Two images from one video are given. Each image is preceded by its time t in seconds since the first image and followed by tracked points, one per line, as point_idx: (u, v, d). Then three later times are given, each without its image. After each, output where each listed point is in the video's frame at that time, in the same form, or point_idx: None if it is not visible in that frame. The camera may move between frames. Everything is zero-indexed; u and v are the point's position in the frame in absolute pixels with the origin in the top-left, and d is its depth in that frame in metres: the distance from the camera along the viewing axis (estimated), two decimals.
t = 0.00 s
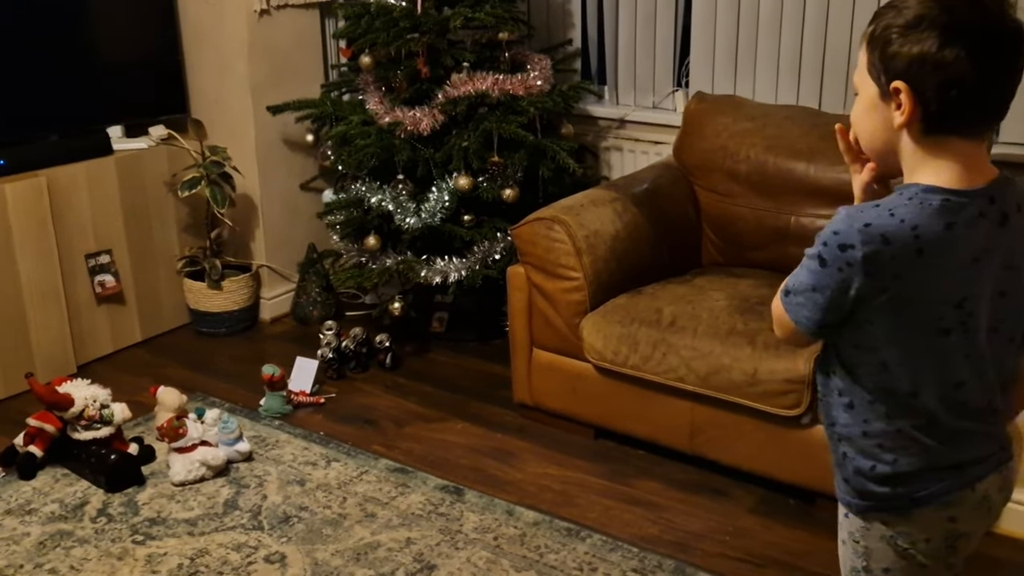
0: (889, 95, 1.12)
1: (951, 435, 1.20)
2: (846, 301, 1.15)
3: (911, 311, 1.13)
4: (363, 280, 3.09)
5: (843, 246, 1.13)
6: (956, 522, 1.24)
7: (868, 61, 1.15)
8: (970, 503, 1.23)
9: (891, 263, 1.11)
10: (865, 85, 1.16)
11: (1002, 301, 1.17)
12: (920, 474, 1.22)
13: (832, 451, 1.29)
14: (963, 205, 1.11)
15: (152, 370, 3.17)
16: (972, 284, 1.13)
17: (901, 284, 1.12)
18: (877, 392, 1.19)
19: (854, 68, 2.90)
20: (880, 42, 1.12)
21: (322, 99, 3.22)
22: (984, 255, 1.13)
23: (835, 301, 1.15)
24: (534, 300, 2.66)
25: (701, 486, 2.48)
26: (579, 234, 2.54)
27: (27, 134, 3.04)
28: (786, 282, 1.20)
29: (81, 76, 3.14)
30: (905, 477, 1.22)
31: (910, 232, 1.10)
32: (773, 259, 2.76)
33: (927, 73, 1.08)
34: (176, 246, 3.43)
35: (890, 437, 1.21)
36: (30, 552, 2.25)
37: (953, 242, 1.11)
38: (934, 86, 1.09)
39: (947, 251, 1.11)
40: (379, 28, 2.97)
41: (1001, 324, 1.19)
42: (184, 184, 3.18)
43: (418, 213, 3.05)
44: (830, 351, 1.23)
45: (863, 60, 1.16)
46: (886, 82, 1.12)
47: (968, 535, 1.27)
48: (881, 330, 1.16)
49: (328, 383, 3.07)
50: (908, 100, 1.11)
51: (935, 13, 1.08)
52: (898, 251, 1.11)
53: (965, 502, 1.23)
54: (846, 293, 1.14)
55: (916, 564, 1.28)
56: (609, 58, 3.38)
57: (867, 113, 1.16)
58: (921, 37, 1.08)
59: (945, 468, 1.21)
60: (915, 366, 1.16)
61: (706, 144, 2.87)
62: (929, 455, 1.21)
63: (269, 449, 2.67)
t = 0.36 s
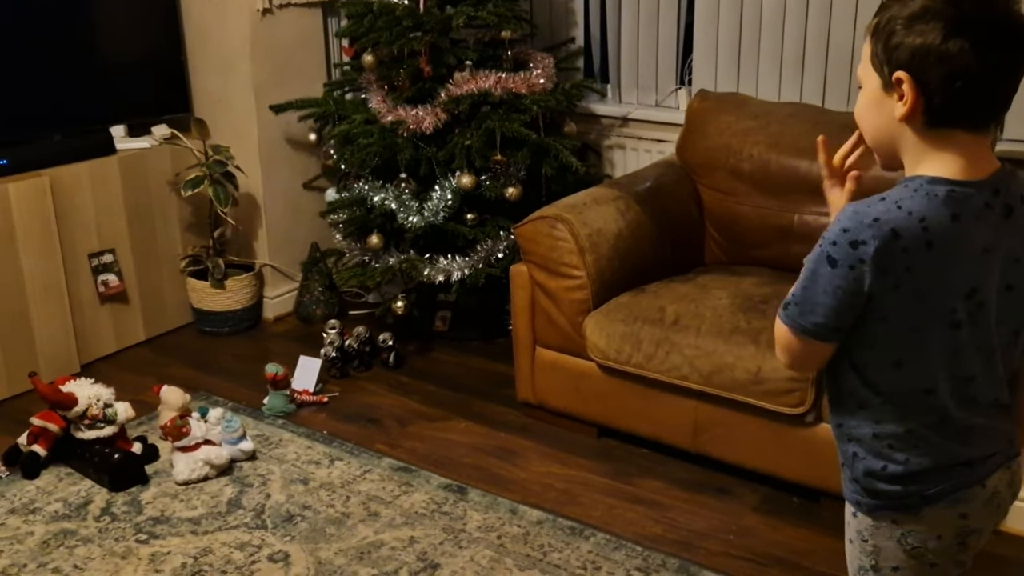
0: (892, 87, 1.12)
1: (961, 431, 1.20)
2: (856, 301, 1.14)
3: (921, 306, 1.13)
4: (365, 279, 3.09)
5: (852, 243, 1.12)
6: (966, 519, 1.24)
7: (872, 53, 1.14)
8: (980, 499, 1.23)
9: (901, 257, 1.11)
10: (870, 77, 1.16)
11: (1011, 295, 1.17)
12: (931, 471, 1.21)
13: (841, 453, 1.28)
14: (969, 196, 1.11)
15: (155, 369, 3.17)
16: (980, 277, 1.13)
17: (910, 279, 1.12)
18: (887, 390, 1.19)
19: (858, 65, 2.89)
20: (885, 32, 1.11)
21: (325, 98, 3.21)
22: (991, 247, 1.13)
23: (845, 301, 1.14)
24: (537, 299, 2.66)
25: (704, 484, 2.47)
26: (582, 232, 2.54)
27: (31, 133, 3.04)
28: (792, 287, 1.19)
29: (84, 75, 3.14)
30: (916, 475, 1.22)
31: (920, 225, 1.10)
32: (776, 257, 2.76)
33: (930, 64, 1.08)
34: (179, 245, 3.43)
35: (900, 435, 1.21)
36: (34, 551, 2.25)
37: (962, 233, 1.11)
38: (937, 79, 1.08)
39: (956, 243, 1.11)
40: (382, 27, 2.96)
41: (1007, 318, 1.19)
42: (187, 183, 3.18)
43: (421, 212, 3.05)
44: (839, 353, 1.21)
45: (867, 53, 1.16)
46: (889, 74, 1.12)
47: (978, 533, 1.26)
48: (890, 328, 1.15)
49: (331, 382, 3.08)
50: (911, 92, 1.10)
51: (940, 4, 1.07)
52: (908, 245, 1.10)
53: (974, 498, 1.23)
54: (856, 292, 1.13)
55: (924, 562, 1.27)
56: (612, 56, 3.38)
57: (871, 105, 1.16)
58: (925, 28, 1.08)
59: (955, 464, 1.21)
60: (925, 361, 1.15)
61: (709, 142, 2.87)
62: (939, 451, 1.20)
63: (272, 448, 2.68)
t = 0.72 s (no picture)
0: (866, 92, 1.12)
1: (964, 432, 1.19)
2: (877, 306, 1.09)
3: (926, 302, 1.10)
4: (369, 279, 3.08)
5: (858, 246, 1.08)
6: (967, 524, 1.23)
7: (844, 60, 1.14)
8: (983, 505, 1.22)
9: (904, 253, 1.08)
10: (844, 82, 1.16)
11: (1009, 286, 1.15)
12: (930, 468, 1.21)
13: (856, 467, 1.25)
14: (956, 185, 1.09)
15: (159, 369, 3.17)
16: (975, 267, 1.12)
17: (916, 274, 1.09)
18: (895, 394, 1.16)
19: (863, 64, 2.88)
20: (852, 39, 1.11)
21: (328, 97, 3.20)
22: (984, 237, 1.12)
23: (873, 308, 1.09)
24: (541, 299, 2.66)
25: (708, 484, 2.47)
26: (586, 232, 2.53)
27: (34, 133, 3.04)
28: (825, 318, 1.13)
29: (87, 75, 3.14)
30: (915, 475, 1.22)
31: (914, 219, 1.08)
32: (781, 256, 2.75)
33: (898, 65, 1.07)
34: (183, 245, 3.43)
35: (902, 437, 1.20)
36: (38, 552, 2.25)
37: (954, 223, 1.09)
38: (906, 79, 1.08)
39: (951, 233, 1.09)
40: (385, 26, 2.96)
41: (1008, 309, 1.17)
42: (191, 182, 3.18)
43: (425, 212, 3.05)
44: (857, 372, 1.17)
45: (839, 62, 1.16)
46: (861, 79, 1.12)
47: (985, 539, 1.25)
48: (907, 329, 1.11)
49: (335, 382, 3.07)
50: (883, 95, 1.10)
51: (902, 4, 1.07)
52: (908, 239, 1.08)
53: (975, 503, 1.22)
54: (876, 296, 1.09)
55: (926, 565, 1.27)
56: (615, 55, 3.37)
57: (848, 111, 1.16)
58: (889, 30, 1.07)
59: (955, 465, 1.20)
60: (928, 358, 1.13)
61: (713, 141, 2.86)
62: (940, 450, 1.19)
63: (276, 448, 2.67)
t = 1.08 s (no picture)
0: (855, 90, 1.14)
1: (966, 422, 1.18)
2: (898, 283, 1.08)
3: (936, 284, 1.10)
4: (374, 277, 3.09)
5: (869, 226, 1.08)
6: (971, 518, 1.22)
7: (833, 62, 1.17)
8: (987, 499, 1.22)
9: (915, 233, 1.08)
10: (835, 84, 1.18)
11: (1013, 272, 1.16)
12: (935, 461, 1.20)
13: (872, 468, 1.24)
14: (954, 170, 1.10)
15: (164, 367, 3.18)
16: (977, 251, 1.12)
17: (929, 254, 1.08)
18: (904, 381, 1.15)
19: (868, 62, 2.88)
20: (840, 39, 1.14)
21: (333, 96, 3.21)
22: (982, 222, 1.12)
23: (895, 283, 1.07)
24: (546, 298, 2.66)
25: (712, 483, 2.46)
26: (590, 231, 2.53)
27: (40, 131, 3.05)
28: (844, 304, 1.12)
29: (93, 73, 3.14)
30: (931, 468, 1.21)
31: (918, 200, 1.08)
32: (785, 255, 2.74)
33: (884, 61, 1.10)
34: (188, 243, 3.44)
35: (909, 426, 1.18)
36: (44, 548, 2.26)
37: (955, 206, 1.09)
38: (893, 74, 1.10)
39: (953, 216, 1.09)
40: (390, 24, 2.96)
41: (1011, 298, 1.17)
42: (196, 180, 3.18)
43: (430, 210, 3.05)
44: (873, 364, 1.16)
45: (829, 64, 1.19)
46: (850, 78, 1.14)
47: (988, 534, 1.24)
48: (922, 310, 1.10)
49: (340, 380, 3.07)
50: (871, 91, 1.12)
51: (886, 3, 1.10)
52: (917, 219, 1.08)
53: (979, 498, 1.22)
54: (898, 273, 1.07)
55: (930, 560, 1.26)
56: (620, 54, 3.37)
57: (840, 111, 1.18)
58: (874, 28, 1.10)
59: (960, 456, 1.20)
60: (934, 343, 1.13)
61: (717, 140, 2.86)
62: (946, 440, 1.18)
63: (280, 446, 2.68)
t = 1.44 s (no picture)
0: (851, 98, 1.19)
1: (960, 421, 1.19)
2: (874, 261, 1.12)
3: (917, 270, 1.13)
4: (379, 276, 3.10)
5: (849, 209, 1.13)
6: (950, 522, 1.24)
7: (829, 74, 1.22)
8: (972, 505, 1.23)
9: (896, 218, 1.12)
10: (832, 93, 1.23)
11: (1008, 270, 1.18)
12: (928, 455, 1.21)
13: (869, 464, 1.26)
14: (940, 166, 1.15)
15: (169, 366, 3.19)
16: (967, 243, 1.15)
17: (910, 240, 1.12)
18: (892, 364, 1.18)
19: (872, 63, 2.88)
20: (834, 49, 1.19)
21: (338, 95, 3.21)
22: (972, 217, 1.16)
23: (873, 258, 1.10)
24: (550, 298, 2.66)
25: (716, 483, 2.47)
26: (595, 231, 2.54)
27: (47, 130, 3.06)
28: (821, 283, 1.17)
29: (99, 72, 3.15)
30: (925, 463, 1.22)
31: (900, 190, 1.13)
32: (790, 256, 2.75)
33: (878, 66, 1.14)
34: (194, 241, 3.45)
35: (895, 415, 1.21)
36: (50, 546, 2.27)
37: (942, 198, 1.14)
38: (887, 78, 1.14)
39: (939, 209, 1.13)
40: (396, 24, 2.97)
41: (1006, 295, 1.19)
42: (202, 179, 3.18)
43: (435, 210, 3.05)
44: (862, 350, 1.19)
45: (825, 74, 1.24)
46: (846, 86, 1.19)
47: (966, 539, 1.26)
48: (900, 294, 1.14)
49: (345, 379, 3.08)
50: (867, 97, 1.17)
51: (879, 11, 1.15)
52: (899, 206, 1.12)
53: (964, 504, 1.23)
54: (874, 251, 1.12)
55: (916, 559, 1.28)
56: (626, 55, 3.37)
57: (837, 120, 1.22)
58: (867, 35, 1.15)
59: (952, 453, 1.21)
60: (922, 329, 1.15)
61: (722, 141, 2.86)
62: (937, 434, 1.20)
63: (286, 445, 2.68)
